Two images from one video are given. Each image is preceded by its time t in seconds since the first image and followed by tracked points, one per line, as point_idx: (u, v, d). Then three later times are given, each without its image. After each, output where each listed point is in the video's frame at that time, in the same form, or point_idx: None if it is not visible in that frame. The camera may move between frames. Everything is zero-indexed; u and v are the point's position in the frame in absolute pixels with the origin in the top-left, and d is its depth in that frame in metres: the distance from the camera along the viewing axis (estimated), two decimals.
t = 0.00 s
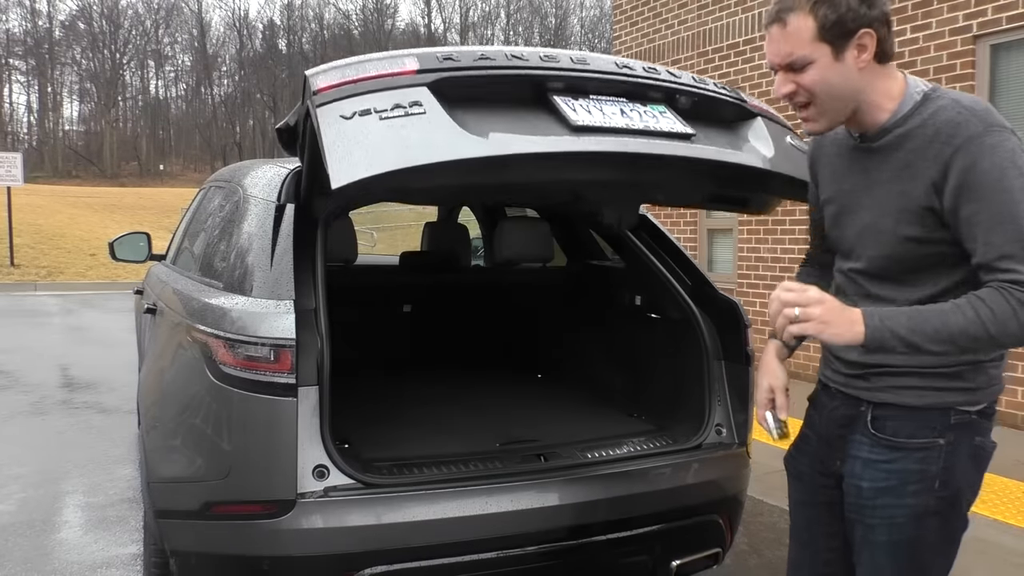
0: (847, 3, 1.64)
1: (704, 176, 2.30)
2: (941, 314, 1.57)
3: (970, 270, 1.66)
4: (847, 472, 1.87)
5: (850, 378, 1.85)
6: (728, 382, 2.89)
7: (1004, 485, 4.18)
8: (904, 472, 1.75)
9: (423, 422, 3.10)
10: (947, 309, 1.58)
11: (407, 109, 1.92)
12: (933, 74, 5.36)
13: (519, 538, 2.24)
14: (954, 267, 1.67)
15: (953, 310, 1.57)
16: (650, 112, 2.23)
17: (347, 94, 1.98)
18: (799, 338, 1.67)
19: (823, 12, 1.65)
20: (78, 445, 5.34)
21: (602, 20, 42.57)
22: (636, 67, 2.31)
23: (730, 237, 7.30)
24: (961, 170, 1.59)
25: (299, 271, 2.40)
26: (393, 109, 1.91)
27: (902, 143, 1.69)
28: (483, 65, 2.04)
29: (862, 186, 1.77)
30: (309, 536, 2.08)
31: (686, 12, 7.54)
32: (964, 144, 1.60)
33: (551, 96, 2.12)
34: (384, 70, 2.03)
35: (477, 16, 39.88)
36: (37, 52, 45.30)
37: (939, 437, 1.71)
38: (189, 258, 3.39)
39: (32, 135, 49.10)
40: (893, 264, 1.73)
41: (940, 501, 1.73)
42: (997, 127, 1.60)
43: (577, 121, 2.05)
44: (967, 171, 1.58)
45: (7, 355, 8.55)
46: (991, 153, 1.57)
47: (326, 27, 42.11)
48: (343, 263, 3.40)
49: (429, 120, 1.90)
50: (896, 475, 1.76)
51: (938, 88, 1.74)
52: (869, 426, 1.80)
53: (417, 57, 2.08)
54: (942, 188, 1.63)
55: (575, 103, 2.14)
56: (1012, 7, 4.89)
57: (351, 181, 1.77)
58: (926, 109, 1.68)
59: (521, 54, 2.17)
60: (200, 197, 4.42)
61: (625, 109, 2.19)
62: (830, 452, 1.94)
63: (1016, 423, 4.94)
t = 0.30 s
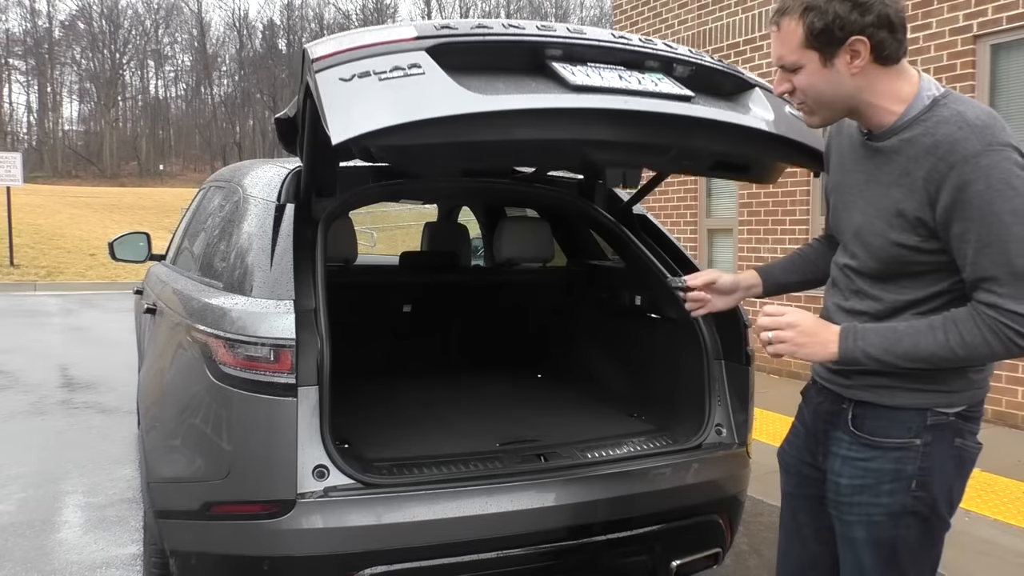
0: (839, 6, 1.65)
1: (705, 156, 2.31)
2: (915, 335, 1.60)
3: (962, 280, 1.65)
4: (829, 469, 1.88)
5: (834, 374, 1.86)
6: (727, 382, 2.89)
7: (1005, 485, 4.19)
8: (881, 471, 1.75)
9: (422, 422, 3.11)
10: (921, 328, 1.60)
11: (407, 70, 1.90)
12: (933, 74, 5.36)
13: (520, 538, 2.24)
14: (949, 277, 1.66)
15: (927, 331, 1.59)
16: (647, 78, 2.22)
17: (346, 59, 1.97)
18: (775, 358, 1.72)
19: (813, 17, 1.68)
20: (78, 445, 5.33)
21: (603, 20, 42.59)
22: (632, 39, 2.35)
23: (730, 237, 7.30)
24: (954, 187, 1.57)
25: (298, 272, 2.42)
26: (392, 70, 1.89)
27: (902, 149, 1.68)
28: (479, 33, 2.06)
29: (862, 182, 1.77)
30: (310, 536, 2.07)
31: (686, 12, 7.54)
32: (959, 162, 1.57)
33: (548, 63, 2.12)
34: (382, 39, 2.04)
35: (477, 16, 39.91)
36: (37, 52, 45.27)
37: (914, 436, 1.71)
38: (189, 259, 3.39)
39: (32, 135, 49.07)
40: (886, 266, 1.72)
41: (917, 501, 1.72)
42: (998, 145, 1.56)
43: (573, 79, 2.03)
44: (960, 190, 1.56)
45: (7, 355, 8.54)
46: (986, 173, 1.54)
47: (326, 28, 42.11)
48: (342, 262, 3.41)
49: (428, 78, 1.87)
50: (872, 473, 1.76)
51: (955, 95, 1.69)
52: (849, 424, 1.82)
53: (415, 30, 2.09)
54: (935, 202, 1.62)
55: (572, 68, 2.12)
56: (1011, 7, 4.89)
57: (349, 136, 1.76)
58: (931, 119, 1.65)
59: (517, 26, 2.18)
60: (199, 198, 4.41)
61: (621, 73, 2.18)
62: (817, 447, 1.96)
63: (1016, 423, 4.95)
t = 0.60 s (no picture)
0: None
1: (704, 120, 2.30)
2: (904, 331, 1.60)
3: (955, 276, 1.64)
4: (825, 471, 1.89)
5: (829, 376, 1.85)
6: (728, 382, 2.88)
7: (1005, 485, 4.19)
8: (873, 473, 1.75)
9: (422, 422, 3.11)
10: (909, 324, 1.60)
11: (405, 33, 1.92)
12: (933, 73, 5.36)
13: (519, 538, 2.24)
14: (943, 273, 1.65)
15: (916, 326, 1.59)
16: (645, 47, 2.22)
17: (342, 26, 2.00)
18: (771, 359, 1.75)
19: None
20: (78, 445, 5.34)
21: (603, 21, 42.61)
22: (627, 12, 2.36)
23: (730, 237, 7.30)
24: (943, 175, 1.58)
25: (297, 273, 2.42)
26: (391, 35, 1.92)
27: (899, 141, 1.69)
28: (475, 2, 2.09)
29: (860, 177, 1.77)
30: (310, 536, 2.07)
31: (686, 12, 7.54)
32: (950, 150, 1.58)
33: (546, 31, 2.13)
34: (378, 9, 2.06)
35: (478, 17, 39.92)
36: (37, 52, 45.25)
37: (904, 439, 1.70)
38: (189, 258, 3.39)
39: (32, 135, 49.06)
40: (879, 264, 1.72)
41: (909, 504, 1.71)
42: (988, 134, 1.56)
43: (568, 42, 2.04)
44: (950, 177, 1.56)
45: (7, 355, 8.54)
46: (974, 161, 1.54)
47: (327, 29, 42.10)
48: (341, 263, 3.42)
49: (428, 39, 1.89)
50: (865, 475, 1.77)
51: (949, 89, 1.70)
52: (843, 426, 1.82)
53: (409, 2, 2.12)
54: (928, 191, 1.62)
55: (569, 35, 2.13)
56: (1011, 7, 4.89)
57: (350, 93, 1.78)
58: (926, 110, 1.66)
59: None
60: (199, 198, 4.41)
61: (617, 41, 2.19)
62: (812, 448, 1.97)
63: (1016, 423, 4.95)
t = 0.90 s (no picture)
0: None
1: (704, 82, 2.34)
2: (922, 329, 1.59)
3: (968, 272, 1.64)
4: (837, 475, 1.88)
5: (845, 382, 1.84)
6: (728, 381, 2.87)
7: (1005, 485, 4.19)
8: (892, 476, 1.75)
9: (423, 422, 3.11)
10: (927, 321, 1.59)
11: None
12: (933, 74, 5.36)
13: (518, 538, 2.24)
14: (953, 269, 1.66)
15: (934, 325, 1.58)
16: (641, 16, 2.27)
17: None
18: (783, 367, 1.72)
19: None
20: (78, 445, 5.34)
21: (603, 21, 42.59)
22: None
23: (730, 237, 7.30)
24: (951, 173, 1.58)
25: (297, 274, 2.43)
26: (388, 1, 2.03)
27: (898, 142, 1.68)
28: None
29: (860, 182, 1.76)
30: (309, 536, 2.07)
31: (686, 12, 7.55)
32: (955, 146, 1.58)
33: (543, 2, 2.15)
34: None
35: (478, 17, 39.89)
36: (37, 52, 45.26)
37: (927, 441, 1.70)
38: (189, 258, 3.39)
39: (32, 135, 49.07)
40: (886, 265, 1.72)
41: (928, 507, 1.72)
42: (992, 127, 1.57)
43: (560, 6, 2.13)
44: (958, 173, 1.57)
45: (7, 355, 8.54)
46: (985, 155, 1.54)
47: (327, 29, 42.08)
48: (341, 263, 3.42)
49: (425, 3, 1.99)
50: (884, 478, 1.76)
51: (937, 87, 1.71)
52: (860, 429, 1.81)
53: None
54: (935, 188, 1.62)
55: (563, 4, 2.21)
56: (1011, 7, 4.88)
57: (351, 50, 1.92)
58: (919, 110, 1.66)
59: None
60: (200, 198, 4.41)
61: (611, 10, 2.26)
62: (818, 452, 1.96)
63: (1016, 423, 4.95)
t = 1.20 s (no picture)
0: (817, 13, 1.64)
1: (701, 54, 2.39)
2: (916, 338, 1.60)
3: (966, 281, 1.65)
4: (829, 472, 1.89)
5: (837, 378, 1.84)
6: (728, 382, 2.87)
7: (1005, 485, 4.19)
8: (882, 474, 1.75)
9: (423, 422, 3.11)
10: (921, 329, 1.60)
11: None
12: (933, 74, 5.36)
13: (518, 538, 2.24)
14: (952, 276, 1.66)
15: (929, 333, 1.59)
16: None
17: None
18: (778, 369, 1.75)
19: (794, 30, 1.66)
20: (77, 445, 5.34)
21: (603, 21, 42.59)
22: None
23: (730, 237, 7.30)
24: (954, 182, 1.57)
25: (297, 274, 2.43)
26: None
27: (902, 146, 1.67)
28: None
29: (862, 182, 1.76)
30: (309, 536, 2.07)
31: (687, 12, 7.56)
32: (959, 155, 1.57)
33: None
34: None
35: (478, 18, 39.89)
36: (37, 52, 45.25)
37: (915, 440, 1.71)
38: (189, 258, 3.39)
39: (32, 136, 49.05)
40: (885, 267, 1.72)
41: (918, 505, 1.72)
42: (997, 138, 1.56)
43: None
44: (960, 183, 1.56)
45: (7, 355, 8.55)
46: (988, 166, 1.53)
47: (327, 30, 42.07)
48: (341, 263, 3.42)
49: None
50: (873, 476, 1.76)
51: (951, 92, 1.69)
52: (851, 426, 1.81)
53: None
54: (937, 196, 1.61)
55: None
56: (1011, 7, 4.89)
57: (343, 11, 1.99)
58: (929, 114, 1.65)
59: None
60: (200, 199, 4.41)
61: None
62: (813, 449, 1.96)
63: (1016, 423, 4.95)
